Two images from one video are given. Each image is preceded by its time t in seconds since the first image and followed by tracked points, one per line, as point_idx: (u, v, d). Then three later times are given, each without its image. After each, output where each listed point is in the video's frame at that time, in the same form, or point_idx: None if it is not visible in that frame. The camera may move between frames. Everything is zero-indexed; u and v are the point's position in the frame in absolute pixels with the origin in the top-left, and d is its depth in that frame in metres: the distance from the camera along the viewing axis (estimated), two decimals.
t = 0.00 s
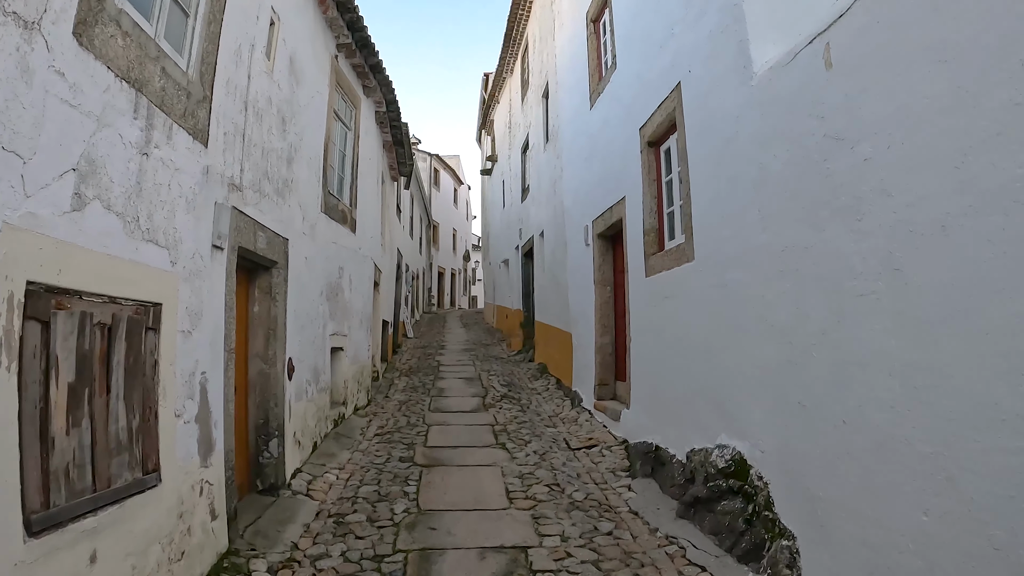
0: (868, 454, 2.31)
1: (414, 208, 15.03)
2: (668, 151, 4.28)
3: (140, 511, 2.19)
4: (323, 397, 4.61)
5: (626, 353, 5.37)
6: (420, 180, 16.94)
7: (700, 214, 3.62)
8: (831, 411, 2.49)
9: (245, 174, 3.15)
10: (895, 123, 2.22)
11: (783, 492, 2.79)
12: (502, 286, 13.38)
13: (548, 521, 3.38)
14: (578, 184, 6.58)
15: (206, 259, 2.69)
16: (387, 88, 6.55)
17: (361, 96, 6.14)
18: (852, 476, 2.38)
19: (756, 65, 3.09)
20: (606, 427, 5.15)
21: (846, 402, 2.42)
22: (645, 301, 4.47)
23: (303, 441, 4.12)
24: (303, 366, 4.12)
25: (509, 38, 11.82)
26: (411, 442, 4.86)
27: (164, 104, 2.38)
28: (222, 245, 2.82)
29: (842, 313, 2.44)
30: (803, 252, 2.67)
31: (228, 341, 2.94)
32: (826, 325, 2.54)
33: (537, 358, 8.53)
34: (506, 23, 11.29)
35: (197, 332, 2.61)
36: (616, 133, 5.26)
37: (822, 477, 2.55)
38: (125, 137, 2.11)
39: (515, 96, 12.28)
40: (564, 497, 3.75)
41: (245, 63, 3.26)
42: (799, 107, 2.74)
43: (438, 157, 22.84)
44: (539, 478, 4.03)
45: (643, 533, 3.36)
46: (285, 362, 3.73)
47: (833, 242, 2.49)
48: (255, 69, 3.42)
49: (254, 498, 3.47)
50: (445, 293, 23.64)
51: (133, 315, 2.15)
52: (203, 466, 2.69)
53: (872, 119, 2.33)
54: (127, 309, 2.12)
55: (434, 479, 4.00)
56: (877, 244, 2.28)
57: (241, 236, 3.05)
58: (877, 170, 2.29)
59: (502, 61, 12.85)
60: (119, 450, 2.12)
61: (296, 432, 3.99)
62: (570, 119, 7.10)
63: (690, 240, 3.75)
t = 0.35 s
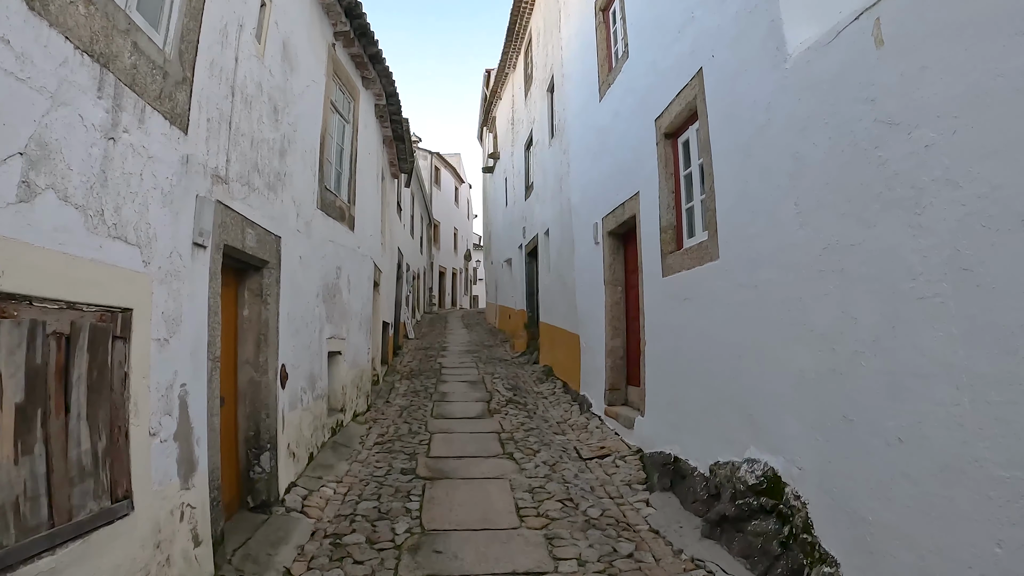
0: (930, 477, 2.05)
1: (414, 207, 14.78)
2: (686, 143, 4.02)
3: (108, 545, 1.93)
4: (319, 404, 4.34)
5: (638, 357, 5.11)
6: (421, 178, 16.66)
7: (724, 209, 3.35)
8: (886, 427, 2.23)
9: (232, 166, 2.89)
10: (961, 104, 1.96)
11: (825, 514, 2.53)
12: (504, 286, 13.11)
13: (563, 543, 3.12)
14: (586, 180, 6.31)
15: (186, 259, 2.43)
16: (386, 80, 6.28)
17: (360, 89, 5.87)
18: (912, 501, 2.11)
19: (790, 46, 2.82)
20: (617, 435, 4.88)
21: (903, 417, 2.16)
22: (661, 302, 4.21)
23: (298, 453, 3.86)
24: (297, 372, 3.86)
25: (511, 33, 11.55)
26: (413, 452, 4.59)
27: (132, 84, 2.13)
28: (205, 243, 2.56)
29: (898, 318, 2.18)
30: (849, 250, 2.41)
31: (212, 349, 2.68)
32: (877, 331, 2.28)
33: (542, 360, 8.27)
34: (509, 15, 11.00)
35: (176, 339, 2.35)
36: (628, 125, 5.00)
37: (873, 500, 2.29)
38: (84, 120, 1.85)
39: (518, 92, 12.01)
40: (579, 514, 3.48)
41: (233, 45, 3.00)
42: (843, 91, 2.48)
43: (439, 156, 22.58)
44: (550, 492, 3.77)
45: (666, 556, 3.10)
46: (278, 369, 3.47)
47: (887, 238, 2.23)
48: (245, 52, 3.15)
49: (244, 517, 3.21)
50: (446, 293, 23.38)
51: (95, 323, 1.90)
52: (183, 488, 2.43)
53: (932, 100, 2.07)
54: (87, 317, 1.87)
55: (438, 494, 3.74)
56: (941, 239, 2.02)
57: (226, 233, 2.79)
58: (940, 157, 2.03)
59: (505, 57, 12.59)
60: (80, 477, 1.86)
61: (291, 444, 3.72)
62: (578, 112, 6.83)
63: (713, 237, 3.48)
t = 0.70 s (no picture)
0: (986, 491, 1.83)
1: (413, 205, 14.56)
2: (699, 130, 3.79)
3: (63, 570, 1.70)
4: (311, 407, 4.12)
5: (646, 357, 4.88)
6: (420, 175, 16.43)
7: (743, 199, 3.13)
8: (933, 436, 2.01)
9: (211, 150, 2.66)
10: (1023, 71, 1.73)
11: (860, 529, 2.31)
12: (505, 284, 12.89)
13: (572, 558, 2.89)
14: (590, 173, 6.08)
15: (158, 250, 2.21)
16: (383, 70, 6.04)
17: (355, 78, 5.63)
18: (966, 518, 1.89)
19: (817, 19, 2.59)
20: (624, 439, 4.65)
21: (955, 424, 1.94)
22: (671, 299, 3.98)
23: (288, 459, 3.63)
24: (286, 374, 3.63)
25: (511, 26, 11.31)
26: (410, 458, 4.36)
27: (93, 52, 1.90)
28: (179, 232, 2.33)
29: (948, 314, 1.96)
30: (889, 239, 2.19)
31: (188, 349, 2.45)
32: (923, 329, 2.06)
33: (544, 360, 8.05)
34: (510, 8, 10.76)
35: (145, 338, 2.13)
36: (636, 114, 4.77)
37: (917, 516, 2.07)
38: (32, 88, 1.62)
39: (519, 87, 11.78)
40: (587, 526, 3.26)
41: (214, 20, 2.77)
42: (880, 65, 2.25)
43: (439, 154, 22.34)
44: (556, 502, 3.54)
45: (683, 572, 2.87)
46: (265, 370, 3.24)
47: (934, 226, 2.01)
48: (227, 29, 2.92)
49: (228, 530, 2.98)
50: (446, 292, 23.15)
51: (43, 319, 1.67)
52: (154, 502, 2.20)
53: (987, 70, 1.84)
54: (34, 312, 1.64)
55: (436, 503, 3.51)
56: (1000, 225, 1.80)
57: (205, 223, 2.57)
58: (997, 133, 1.81)
59: (505, 51, 12.35)
60: (25, 493, 1.64)
61: (280, 450, 3.50)
62: (581, 104, 6.60)
63: (730, 229, 3.26)
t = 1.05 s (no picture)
0: None
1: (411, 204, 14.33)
2: (715, 123, 3.56)
3: None
4: (301, 418, 3.87)
5: (655, 363, 4.64)
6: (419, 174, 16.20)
7: (766, 196, 2.89)
8: (993, 463, 1.77)
9: (186, 141, 2.42)
10: None
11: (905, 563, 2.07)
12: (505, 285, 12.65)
13: None
14: (595, 170, 5.85)
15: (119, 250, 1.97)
16: (379, 63, 5.80)
17: (349, 71, 5.39)
18: None
19: None
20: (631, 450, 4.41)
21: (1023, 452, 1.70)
22: (684, 304, 3.75)
23: (275, 475, 3.38)
24: (273, 384, 3.38)
25: (511, 22, 11.08)
26: (406, 471, 4.12)
27: (39, 25, 1.66)
28: (145, 231, 2.10)
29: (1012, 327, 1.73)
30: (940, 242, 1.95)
31: (157, 361, 2.21)
32: (981, 342, 1.82)
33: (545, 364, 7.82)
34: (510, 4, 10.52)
35: (103, 351, 1.89)
36: (644, 108, 4.53)
37: (975, 554, 1.82)
38: None
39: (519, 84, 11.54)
40: (597, 549, 3.02)
41: None
42: (928, 47, 2.02)
43: (438, 153, 22.10)
44: (563, 522, 3.31)
45: None
46: (248, 381, 3.00)
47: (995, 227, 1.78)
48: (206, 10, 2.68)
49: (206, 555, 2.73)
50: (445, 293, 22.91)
51: None
52: (118, 534, 1.96)
53: None
54: None
55: (434, 523, 3.27)
56: None
57: (177, 221, 2.33)
58: None
59: (505, 48, 12.12)
60: None
61: (265, 466, 3.25)
62: (586, 99, 6.36)
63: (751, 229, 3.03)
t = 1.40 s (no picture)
0: None
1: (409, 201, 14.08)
2: (736, 105, 3.32)
3: None
4: (289, 421, 3.61)
5: (666, 362, 4.39)
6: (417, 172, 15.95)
7: (796, 180, 2.65)
8: None
9: (155, 113, 2.17)
10: None
11: None
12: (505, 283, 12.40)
13: None
14: (601, 162, 5.60)
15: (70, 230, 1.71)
16: (374, 49, 5.54)
17: (343, 56, 5.14)
18: None
19: None
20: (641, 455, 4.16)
21: None
22: (700, 299, 3.50)
23: (260, 483, 3.13)
24: (257, 385, 3.13)
25: (511, 15, 10.83)
26: (402, 478, 3.86)
27: None
28: (103, 209, 1.84)
29: None
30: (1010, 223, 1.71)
31: (118, 359, 1.95)
32: None
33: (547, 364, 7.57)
34: None
35: (49, 346, 1.63)
36: (655, 94, 4.29)
37: None
38: None
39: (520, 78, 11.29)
40: (610, 566, 2.77)
41: None
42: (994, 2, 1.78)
43: (437, 151, 21.86)
44: (572, 536, 3.05)
45: None
46: (228, 381, 2.74)
47: None
48: None
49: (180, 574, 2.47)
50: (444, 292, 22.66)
51: None
52: (69, 558, 1.70)
53: None
54: None
55: (432, 537, 3.01)
56: None
57: (144, 201, 2.08)
58: None
59: (505, 42, 11.87)
60: None
61: (249, 474, 2.99)
62: (591, 88, 6.12)
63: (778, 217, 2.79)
